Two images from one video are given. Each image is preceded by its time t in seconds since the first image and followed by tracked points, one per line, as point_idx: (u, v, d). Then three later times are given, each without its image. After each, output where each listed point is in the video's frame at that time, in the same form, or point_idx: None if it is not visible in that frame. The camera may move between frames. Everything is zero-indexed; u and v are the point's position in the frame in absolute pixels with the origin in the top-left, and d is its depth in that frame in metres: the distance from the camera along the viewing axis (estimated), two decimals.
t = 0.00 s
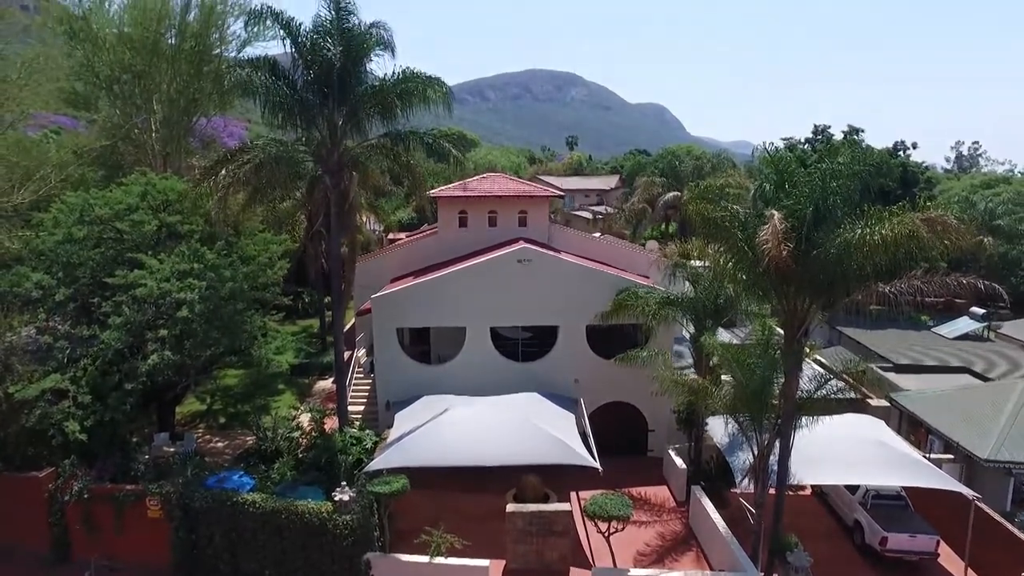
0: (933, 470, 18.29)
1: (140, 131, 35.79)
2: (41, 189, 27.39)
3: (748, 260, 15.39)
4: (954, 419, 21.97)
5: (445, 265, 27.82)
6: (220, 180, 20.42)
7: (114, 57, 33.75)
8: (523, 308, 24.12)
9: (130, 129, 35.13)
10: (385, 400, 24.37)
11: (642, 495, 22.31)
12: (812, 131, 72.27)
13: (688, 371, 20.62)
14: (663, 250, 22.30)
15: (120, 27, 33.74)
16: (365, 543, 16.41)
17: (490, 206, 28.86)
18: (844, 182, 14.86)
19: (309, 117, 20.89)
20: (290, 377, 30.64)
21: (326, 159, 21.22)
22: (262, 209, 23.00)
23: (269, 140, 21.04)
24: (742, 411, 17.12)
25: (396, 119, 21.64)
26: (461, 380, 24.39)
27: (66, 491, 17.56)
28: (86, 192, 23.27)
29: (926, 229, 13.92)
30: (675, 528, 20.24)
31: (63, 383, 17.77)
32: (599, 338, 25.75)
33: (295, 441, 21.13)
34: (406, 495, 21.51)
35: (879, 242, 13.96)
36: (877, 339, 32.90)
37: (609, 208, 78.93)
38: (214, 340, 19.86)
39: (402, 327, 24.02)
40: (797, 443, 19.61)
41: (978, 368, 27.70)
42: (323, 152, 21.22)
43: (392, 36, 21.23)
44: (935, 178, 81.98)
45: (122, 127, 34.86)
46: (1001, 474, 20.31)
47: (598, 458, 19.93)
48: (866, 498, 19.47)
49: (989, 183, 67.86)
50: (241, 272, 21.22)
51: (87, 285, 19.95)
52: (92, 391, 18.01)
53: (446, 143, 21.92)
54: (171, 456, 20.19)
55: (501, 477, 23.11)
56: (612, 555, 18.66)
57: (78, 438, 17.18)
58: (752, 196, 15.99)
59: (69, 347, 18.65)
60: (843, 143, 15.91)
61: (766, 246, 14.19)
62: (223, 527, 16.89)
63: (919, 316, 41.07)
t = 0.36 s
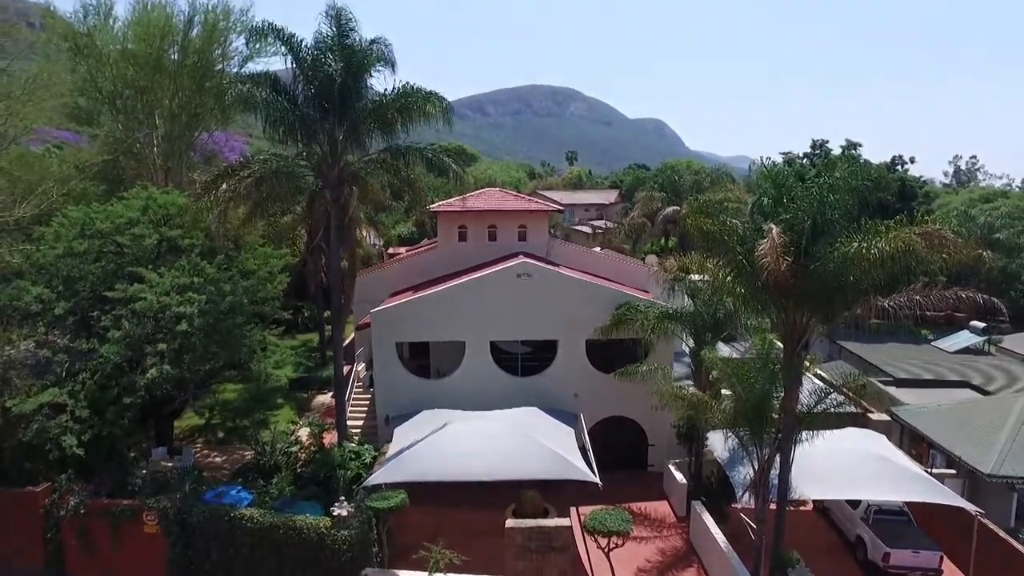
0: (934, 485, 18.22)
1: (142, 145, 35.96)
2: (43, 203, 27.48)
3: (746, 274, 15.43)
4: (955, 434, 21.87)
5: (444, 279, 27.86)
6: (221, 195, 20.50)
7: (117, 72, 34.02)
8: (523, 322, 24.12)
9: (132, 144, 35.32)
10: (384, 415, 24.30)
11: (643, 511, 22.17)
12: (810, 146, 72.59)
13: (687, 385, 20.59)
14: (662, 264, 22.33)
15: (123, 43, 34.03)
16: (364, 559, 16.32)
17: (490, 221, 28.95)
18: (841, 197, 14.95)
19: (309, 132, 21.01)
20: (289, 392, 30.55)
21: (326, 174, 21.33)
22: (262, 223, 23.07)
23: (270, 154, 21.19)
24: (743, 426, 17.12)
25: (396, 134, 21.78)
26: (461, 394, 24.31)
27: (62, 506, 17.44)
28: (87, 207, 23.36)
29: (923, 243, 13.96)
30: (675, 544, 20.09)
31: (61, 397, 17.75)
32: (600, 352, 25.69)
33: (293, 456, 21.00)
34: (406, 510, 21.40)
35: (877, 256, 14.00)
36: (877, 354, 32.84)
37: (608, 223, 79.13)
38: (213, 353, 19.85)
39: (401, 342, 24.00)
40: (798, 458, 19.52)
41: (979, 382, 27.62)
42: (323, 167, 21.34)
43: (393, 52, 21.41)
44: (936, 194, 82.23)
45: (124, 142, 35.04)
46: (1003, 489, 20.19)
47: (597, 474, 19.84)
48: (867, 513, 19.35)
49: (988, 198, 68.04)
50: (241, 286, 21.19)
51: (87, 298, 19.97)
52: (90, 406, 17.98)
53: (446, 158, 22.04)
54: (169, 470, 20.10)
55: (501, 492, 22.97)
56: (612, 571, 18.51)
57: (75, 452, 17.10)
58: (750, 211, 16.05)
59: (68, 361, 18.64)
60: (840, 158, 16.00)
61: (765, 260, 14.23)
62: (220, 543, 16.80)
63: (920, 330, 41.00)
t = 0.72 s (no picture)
0: (937, 499, 18.10)
1: (144, 159, 36.09)
2: (44, 216, 27.54)
3: (747, 287, 15.43)
4: (958, 448, 21.75)
5: (445, 293, 27.84)
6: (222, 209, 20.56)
7: (120, 87, 34.23)
8: (523, 336, 24.09)
9: (134, 158, 35.47)
10: (383, 429, 24.20)
11: (644, 526, 21.99)
12: (809, 160, 72.78)
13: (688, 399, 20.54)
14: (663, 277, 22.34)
15: (127, 58, 34.26)
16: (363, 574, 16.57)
17: (490, 235, 28.99)
18: (841, 211, 14.99)
19: (311, 147, 21.10)
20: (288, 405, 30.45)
21: (326, 188, 21.40)
22: (263, 237, 23.10)
23: (271, 168, 21.28)
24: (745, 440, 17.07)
25: (397, 148, 21.86)
26: (461, 408, 24.22)
27: (58, 521, 17.30)
28: (88, 220, 23.40)
29: (923, 256, 13.98)
30: (677, 559, 19.91)
31: (59, 411, 17.67)
32: (601, 366, 25.61)
33: (292, 470, 20.87)
34: (406, 525, 21.23)
35: (877, 270, 14.02)
36: (879, 367, 32.74)
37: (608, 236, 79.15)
38: (213, 367, 19.84)
39: (401, 355, 23.95)
40: (801, 472, 19.41)
41: (981, 396, 27.50)
42: (324, 181, 21.40)
43: (394, 67, 21.55)
44: (935, 206, 82.29)
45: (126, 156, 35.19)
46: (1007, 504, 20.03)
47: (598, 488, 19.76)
48: (871, 528, 19.20)
49: (986, 211, 68.19)
50: (241, 299, 21.16)
51: (87, 311, 19.95)
52: (89, 420, 17.90)
53: (446, 172, 22.10)
54: (167, 485, 20.00)
55: (501, 507, 22.82)
56: None
57: (73, 466, 16.98)
58: (751, 224, 16.05)
59: (67, 374, 18.55)
60: (840, 172, 16.04)
61: (765, 273, 14.23)
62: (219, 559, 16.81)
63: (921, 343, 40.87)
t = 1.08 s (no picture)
0: (943, 516, 17.94)
1: (146, 173, 36.20)
2: (46, 230, 27.59)
3: (749, 302, 15.38)
4: (963, 464, 21.59)
5: (445, 308, 27.78)
6: (223, 224, 20.58)
7: (123, 102, 34.44)
8: (524, 351, 24.00)
9: (136, 173, 35.61)
10: (384, 444, 24.05)
11: (646, 542, 21.73)
12: (809, 174, 72.93)
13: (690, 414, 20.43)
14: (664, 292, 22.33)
15: (130, 73, 34.47)
16: None
17: (491, 249, 28.98)
18: (842, 225, 15.00)
19: (312, 161, 21.16)
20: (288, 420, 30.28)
21: (327, 202, 21.43)
22: (264, 251, 23.09)
23: (273, 183, 21.34)
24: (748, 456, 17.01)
25: (398, 162, 21.90)
26: (461, 423, 24.07)
27: (55, 538, 17.13)
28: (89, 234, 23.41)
29: (925, 270, 13.96)
30: None
31: (58, 426, 17.54)
32: (603, 381, 25.48)
33: (292, 485, 20.64)
34: (406, 541, 21.01)
35: (879, 284, 13.99)
36: (882, 381, 32.56)
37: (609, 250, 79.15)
38: (213, 381, 19.79)
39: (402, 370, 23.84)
40: (805, 487, 19.23)
41: (985, 411, 27.32)
42: (325, 195, 21.43)
43: (396, 82, 21.65)
44: (936, 220, 82.36)
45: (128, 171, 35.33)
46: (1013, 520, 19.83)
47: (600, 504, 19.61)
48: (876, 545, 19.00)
49: (986, 225, 68.22)
50: (241, 313, 21.07)
51: (86, 326, 19.89)
52: (87, 435, 17.78)
53: (447, 187, 22.13)
54: (165, 501, 19.86)
55: (502, 524, 22.61)
56: None
57: (70, 482, 16.82)
58: (753, 238, 16.01)
59: (66, 389, 18.44)
60: (841, 186, 16.04)
61: (768, 287, 14.20)
62: None
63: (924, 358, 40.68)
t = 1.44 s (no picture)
0: (948, 532, 17.77)
1: (147, 188, 36.32)
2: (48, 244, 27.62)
3: (751, 316, 15.35)
4: (968, 479, 21.42)
5: (446, 322, 27.72)
6: (224, 238, 20.58)
7: (126, 116, 34.63)
8: (524, 365, 23.91)
9: (137, 187, 35.73)
10: (384, 460, 23.90)
11: (649, 558, 21.45)
12: (808, 189, 73.12)
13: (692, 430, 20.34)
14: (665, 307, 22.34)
15: (133, 88, 34.68)
16: None
17: (492, 263, 28.98)
18: (844, 239, 15.01)
19: (314, 176, 21.18)
20: (287, 435, 30.11)
21: (329, 216, 21.46)
22: (265, 265, 23.08)
23: (275, 197, 21.39)
24: (751, 471, 16.93)
25: (400, 177, 21.94)
26: (462, 438, 23.92)
27: (51, 555, 16.97)
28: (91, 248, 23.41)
29: (927, 285, 13.94)
30: None
31: (56, 441, 17.44)
32: (605, 396, 25.26)
33: (292, 501, 20.45)
34: (405, 558, 20.80)
35: (881, 298, 13.96)
36: (885, 396, 32.40)
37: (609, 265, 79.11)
38: (213, 396, 19.75)
39: (402, 385, 23.74)
40: (809, 503, 19.07)
41: (989, 426, 27.15)
42: (327, 210, 21.47)
43: (398, 97, 21.74)
44: (936, 235, 82.39)
45: (130, 185, 35.45)
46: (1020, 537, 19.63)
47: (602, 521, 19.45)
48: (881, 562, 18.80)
49: (986, 239, 68.29)
50: (242, 328, 21.03)
51: (86, 340, 19.80)
52: (85, 450, 17.69)
53: (449, 201, 22.15)
54: (163, 517, 19.70)
55: (503, 540, 22.38)
56: None
57: (68, 498, 16.68)
58: (755, 253, 16.01)
59: (65, 403, 18.31)
60: (842, 200, 16.05)
61: (770, 302, 14.19)
62: None
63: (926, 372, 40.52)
